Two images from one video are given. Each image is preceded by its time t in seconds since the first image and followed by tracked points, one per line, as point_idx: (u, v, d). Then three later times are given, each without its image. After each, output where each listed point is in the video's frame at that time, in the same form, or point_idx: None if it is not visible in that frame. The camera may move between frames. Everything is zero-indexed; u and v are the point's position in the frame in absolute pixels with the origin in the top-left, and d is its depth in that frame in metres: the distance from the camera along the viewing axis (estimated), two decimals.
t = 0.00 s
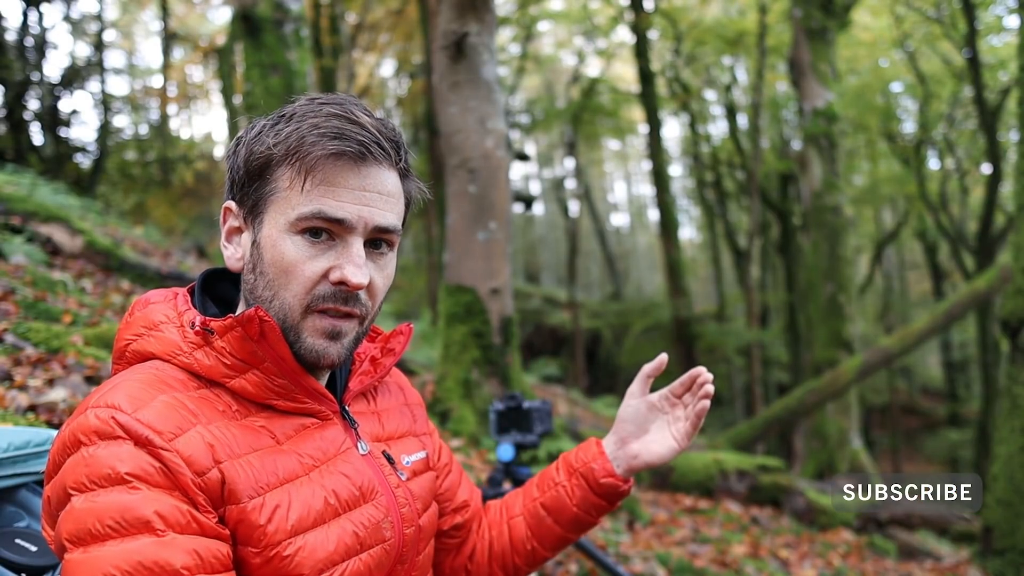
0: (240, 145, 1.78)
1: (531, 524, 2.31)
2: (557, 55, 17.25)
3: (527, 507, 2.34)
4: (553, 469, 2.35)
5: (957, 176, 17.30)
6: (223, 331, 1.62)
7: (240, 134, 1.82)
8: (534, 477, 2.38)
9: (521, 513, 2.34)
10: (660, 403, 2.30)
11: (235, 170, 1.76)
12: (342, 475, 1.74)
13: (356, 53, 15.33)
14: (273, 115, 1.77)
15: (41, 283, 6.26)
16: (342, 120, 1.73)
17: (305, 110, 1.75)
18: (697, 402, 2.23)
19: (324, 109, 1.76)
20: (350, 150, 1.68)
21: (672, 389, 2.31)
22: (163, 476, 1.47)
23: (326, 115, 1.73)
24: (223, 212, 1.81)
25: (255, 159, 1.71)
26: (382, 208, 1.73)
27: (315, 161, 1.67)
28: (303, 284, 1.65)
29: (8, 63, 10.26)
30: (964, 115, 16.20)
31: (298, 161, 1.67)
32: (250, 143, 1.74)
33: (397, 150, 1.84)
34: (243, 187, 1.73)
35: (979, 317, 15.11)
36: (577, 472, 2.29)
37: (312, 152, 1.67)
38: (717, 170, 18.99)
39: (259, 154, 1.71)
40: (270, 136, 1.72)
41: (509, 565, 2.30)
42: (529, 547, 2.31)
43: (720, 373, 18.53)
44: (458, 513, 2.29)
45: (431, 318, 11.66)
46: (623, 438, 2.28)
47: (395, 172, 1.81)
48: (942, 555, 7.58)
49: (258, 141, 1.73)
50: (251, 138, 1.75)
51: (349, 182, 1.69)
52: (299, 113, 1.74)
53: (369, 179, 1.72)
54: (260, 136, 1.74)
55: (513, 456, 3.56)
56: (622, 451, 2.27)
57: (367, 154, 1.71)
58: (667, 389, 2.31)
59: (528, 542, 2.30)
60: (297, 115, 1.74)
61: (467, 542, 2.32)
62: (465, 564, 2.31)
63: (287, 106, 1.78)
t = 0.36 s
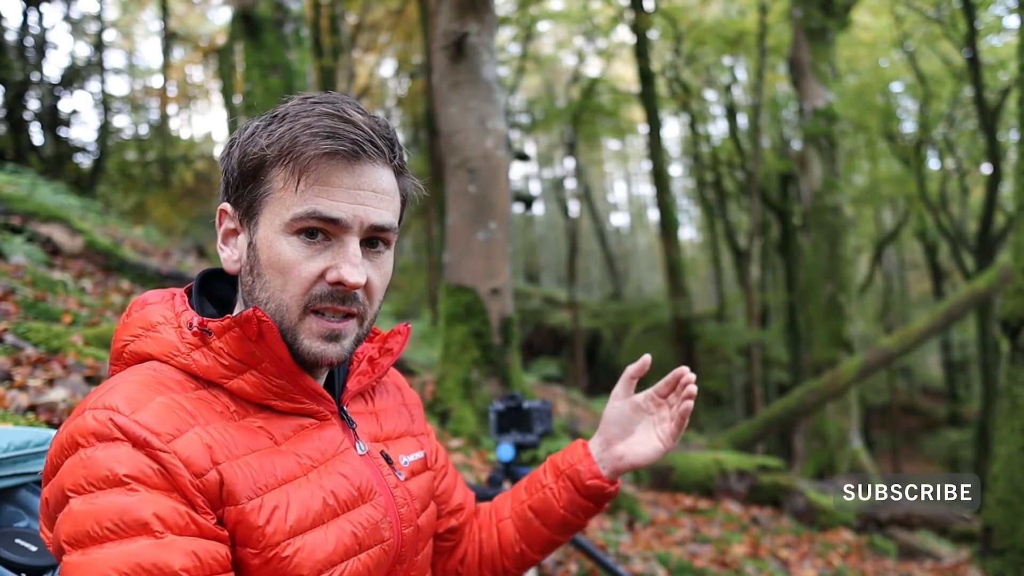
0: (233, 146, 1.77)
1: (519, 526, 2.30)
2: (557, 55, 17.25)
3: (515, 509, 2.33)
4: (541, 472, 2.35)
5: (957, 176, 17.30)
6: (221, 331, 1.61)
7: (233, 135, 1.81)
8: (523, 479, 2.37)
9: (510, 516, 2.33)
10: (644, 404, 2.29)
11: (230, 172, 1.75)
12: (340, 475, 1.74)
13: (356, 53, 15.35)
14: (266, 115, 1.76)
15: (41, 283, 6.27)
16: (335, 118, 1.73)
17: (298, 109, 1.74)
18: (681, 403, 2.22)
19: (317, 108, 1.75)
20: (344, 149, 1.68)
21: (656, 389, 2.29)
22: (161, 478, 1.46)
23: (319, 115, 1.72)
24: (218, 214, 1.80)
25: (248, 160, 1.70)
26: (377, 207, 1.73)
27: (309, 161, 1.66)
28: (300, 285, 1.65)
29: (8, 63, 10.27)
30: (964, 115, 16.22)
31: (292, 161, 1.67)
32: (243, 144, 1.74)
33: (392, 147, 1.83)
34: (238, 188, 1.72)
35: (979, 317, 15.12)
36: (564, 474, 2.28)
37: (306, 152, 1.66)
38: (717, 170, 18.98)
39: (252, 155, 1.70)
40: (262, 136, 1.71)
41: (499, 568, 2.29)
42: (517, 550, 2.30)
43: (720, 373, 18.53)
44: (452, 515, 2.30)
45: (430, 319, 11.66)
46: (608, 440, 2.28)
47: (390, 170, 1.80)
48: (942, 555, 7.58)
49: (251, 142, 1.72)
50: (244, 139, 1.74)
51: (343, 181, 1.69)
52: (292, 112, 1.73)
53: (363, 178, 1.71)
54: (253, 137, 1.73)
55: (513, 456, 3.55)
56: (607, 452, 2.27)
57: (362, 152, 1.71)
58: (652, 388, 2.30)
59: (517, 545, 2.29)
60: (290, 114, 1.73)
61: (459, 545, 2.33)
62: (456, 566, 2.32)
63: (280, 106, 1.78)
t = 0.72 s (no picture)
0: (207, 146, 1.71)
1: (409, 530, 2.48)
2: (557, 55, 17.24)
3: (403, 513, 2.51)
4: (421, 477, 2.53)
5: (957, 176, 17.28)
6: (204, 335, 1.59)
7: (207, 135, 1.75)
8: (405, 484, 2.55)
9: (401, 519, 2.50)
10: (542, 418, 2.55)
11: (204, 172, 1.70)
12: (331, 472, 1.74)
13: (356, 53, 15.36)
14: (238, 113, 1.70)
15: (41, 283, 6.27)
16: (308, 114, 1.67)
17: (271, 106, 1.68)
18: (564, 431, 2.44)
19: (289, 103, 1.69)
20: (318, 145, 1.62)
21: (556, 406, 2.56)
22: (150, 492, 1.42)
23: (291, 111, 1.67)
24: (195, 216, 1.74)
25: (222, 159, 1.64)
26: (354, 204, 1.68)
27: (282, 159, 1.61)
28: (278, 287, 1.60)
29: (8, 63, 10.27)
30: (964, 115, 16.22)
31: (266, 160, 1.61)
32: (217, 144, 1.68)
33: (369, 141, 1.78)
34: (213, 190, 1.66)
35: (979, 317, 15.11)
36: (444, 476, 2.48)
37: (279, 149, 1.61)
38: (717, 170, 18.95)
39: (225, 154, 1.64)
40: (235, 134, 1.65)
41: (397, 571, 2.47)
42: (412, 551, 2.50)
43: (720, 373, 18.54)
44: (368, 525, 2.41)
45: (430, 319, 11.66)
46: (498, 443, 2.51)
47: (368, 164, 1.75)
48: (942, 555, 7.57)
49: (224, 141, 1.66)
50: (217, 138, 1.68)
51: (319, 179, 1.63)
52: (264, 109, 1.68)
53: (340, 174, 1.66)
54: (226, 136, 1.67)
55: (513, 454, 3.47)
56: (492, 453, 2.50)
57: (336, 148, 1.66)
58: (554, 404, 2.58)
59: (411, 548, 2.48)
60: (263, 111, 1.67)
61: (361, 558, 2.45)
62: None
63: (253, 104, 1.72)
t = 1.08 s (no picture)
0: (177, 146, 1.65)
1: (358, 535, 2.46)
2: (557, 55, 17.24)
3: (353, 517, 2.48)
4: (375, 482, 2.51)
5: (957, 176, 17.28)
6: (174, 342, 1.53)
7: (177, 134, 1.69)
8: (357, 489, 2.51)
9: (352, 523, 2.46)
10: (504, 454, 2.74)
11: (174, 174, 1.64)
12: (310, 469, 1.73)
13: (357, 53, 15.38)
14: (209, 113, 1.65)
15: (41, 283, 6.26)
16: (282, 116, 1.63)
17: (243, 107, 1.63)
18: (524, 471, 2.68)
19: (262, 105, 1.64)
20: (292, 149, 1.58)
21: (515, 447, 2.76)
22: (128, 508, 1.38)
23: (264, 111, 1.62)
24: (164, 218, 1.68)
25: (193, 161, 1.59)
26: (327, 206, 1.63)
27: (255, 161, 1.56)
28: (251, 290, 1.55)
29: (8, 63, 10.26)
30: (964, 115, 16.23)
31: (238, 162, 1.56)
32: (187, 145, 1.62)
33: (343, 143, 1.74)
34: (184, 191, 1.60)
35: (979, 317, 15.12)
36: (399, 485, 2.48)
37: (252, 152, 1.56)
38: (717, 170, 18.94)
39: (196, 156, 1.59)
40: (206, 135, 1.60)
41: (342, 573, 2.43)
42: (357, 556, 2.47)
43: (720, 373, 18.55)
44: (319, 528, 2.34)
45: (430, 319, 11.67)
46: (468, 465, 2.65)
47: (342, 167, 1.71)
48: (942, 555, 7.56)
49: (195, 142, 1.61)
50: (187, 139, 1.63)
51: (293, 182, 1.59)
52: (236, 110, 1.63)
53: (314, 177, 1.62)
54: (197, 136, 1.62)
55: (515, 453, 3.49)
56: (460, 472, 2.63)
57: (310, 151, 1.62)
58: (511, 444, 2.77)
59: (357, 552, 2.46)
60: (234, 111, 1.62)
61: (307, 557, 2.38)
62: None
63: (225, 104, 1.67)
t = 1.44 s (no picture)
0: (169, 147, 1.66)
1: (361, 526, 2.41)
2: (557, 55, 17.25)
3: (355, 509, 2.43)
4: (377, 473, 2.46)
5: (957, 176, 17.27)
6: (172, 342, 1.53)
7: (169, 136, 1.70)
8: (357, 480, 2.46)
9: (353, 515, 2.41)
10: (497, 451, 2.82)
11: (167, 174, 1.64)
12: (310, 468, 1.73)
13: (357, 53, 15.39)
14: (199, 113, 1.65)
15: (41, 283, 6.26)
16: (271, 113, 1.62)
17: (234, 105, 1.63)
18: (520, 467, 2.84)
19: (252, 103, 1.64)
20: (282, 146, 1.58)
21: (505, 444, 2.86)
22: (130, 507, 1.38)
23: (254, 109, 1.62)
24: (160, 219, 1.68)
25: (185, 161, 1.59)
26: (320, 202, 1.63)
27: (246, 159, 1.56)
28: (247, 287, 1.55)
29: (8, 62, 10.25)
30: (964, 115, 16.23)
31: (229, 161, 1.56)
32: (179, 145, 1.62)
33: (335, 139, 1.73)
34: (177, 191, 1.61)
35: (979, 317, 15.12)
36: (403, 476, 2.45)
37: (242, 150, 1.56)
38: (717, 170, 18.93)
39: (188, 156, 1.59)
40: (197, 135, 1.60)
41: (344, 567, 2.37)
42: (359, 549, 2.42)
43: (720, 373, 18.55)
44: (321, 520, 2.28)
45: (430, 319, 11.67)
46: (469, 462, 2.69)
47: (335, 163, 1.71)
48: (941, 555, 7.56)
49: (186, 142, 1.61)
50: (179, 139, 1.63)
51: (285, 179, 1.59)
52: (227, 109, 1.63)
53: (306, 174, 1.62)
54: (188, 137, 1.62)
55: (514, 453, 3.50)
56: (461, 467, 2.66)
57: (301, 147, 1.61)
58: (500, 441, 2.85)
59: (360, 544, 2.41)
60: (225, 110, 1.62)
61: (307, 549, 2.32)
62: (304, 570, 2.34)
63: (215, 103, 1.67)
